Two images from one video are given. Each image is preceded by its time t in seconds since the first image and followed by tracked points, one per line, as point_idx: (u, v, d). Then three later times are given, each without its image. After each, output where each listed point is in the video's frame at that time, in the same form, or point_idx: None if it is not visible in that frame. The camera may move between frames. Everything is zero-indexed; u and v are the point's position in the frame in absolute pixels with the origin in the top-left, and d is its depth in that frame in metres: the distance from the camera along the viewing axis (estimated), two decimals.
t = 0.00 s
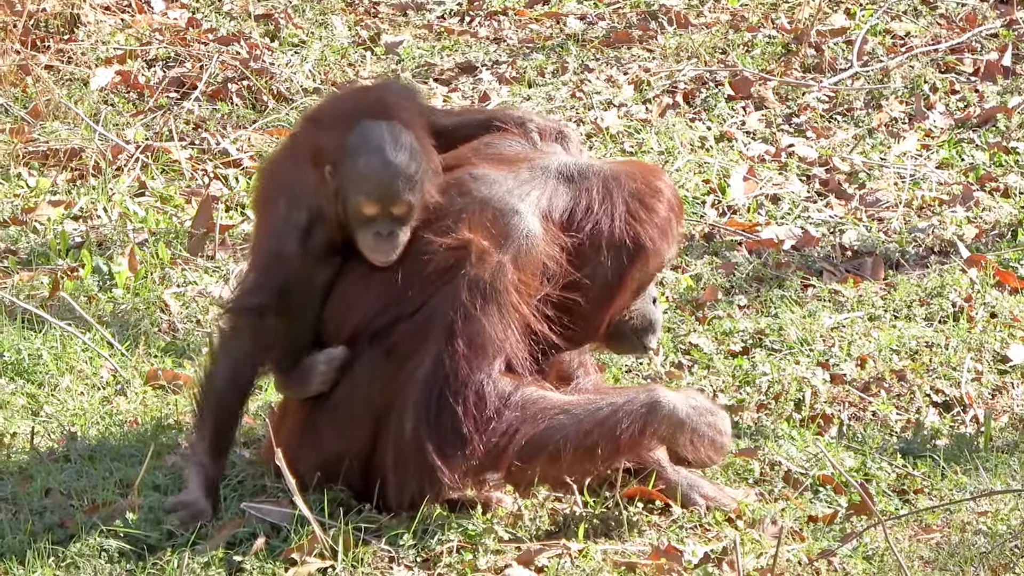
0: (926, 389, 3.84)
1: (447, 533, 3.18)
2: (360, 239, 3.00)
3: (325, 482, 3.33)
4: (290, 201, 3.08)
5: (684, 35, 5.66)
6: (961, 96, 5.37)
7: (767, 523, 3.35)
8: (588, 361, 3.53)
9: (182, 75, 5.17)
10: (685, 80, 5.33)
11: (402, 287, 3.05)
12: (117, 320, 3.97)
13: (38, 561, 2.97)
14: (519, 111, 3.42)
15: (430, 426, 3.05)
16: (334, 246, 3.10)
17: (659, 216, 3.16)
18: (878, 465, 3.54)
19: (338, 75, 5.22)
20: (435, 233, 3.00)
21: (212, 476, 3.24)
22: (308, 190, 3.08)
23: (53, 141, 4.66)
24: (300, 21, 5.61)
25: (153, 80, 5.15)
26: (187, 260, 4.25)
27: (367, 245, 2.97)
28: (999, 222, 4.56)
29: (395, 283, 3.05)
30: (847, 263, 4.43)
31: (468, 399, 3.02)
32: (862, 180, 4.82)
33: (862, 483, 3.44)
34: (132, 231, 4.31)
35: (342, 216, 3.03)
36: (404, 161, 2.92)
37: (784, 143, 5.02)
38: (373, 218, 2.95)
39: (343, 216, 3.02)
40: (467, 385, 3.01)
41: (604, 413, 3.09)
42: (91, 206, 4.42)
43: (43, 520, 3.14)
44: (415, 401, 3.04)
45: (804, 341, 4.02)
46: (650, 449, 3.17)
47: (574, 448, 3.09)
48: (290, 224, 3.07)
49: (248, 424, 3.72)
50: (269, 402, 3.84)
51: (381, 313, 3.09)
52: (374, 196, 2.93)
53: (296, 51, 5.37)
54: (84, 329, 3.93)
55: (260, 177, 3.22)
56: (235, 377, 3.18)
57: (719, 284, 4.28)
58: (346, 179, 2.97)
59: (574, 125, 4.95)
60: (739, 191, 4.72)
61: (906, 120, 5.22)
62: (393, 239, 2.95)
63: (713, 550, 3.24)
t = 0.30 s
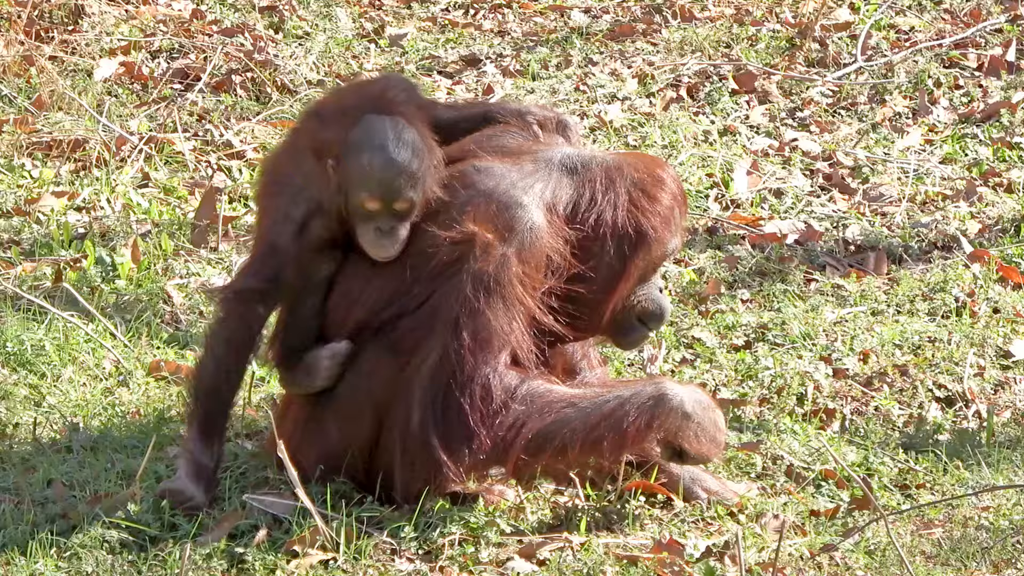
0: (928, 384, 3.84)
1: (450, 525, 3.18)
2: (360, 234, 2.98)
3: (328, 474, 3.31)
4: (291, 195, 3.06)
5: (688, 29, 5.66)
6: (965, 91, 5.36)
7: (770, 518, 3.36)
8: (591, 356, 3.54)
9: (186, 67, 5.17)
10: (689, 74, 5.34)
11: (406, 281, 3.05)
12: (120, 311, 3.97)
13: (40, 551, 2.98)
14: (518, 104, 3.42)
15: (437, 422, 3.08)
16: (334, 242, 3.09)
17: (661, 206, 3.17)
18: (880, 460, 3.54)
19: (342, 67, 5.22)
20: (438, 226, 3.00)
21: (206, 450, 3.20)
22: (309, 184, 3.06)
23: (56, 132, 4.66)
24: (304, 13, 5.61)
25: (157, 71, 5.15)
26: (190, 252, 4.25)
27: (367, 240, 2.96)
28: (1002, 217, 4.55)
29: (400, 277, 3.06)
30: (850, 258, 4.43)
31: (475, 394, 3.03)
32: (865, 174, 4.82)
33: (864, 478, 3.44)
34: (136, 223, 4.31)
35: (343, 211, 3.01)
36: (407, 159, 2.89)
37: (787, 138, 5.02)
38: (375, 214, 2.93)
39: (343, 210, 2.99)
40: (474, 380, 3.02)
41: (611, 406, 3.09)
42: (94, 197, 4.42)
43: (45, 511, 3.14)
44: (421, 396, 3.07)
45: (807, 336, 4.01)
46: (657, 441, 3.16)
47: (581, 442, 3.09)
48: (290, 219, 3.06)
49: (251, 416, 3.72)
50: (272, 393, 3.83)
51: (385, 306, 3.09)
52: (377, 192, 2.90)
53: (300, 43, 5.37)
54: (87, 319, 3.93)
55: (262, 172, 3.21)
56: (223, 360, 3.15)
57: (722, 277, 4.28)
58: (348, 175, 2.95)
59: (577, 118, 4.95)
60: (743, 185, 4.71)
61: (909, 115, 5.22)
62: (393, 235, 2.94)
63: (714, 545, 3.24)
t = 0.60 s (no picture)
0: (928, 381, 3.83)
1: (449, 522, 3.19)
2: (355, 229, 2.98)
3: (328, 471, 3.31)
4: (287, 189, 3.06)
5: (689, 26, 5.65)
6: (967, 89, 5.36)
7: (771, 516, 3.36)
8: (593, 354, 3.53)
9: (188, 62, 5.17)
10: (690, 71, 5.34)
11: (407, 280, 3.05)
12: (120, 306, 3.97)
13: (40, 546, 2.97)
14: (508, 100, 3.40)
15: (445, 422, 3.10)
16: (329, 237, 3.08)
17: (655, 194, 3.16)
18: (880, 457, 3.54)
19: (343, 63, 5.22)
20: (436, 225, 3.00)
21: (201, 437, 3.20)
22: (305, 180, 3.06)
23: (57, 127, 4.66)
24: (305, 8, 5.60)
25: (158, 66, 5.15)
26: (191, 247, 4.24)
27: (362, 235, 2.96)
28: (1003, 215, 4.55)
29: (400, 276, 3.05)
30: (851, 254, 4.42)
31: (482, 392, 3.05)
32: (866, 172, 4.82)
33: (864, 475, 3.44)
34: (137, 218, 4.31)
35: (338, 205, 3.00)
36: (405, 155, 2.89)
37: (789, 135, 5.02)
38: (370, 210, 2.93)
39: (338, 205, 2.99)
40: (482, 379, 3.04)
41: (619, 399, 3.10)
42: (95, 191, 4.42)
43: (46, 506, 3.14)
44: (429, 397, 3.08)
45: (808, 332, 4.01)
46: (669, 433, 3.17)
47: (592, 438, 3.11)
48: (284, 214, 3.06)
49: (252, 412, 3.72)
50: (273, 388, 3.83)
51: (385, 305, 3.08)
52: (373, 188, 2.90)
53: (302, 38, 5.37)
54: (88, 314, 3.93)
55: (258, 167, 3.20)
56: (214, 349, 3.15)
57: (723, 274, 4.28)
58: (345, 170, 2.94)
59: (579, 114, 4.95)
60: (744, 182, 4.72)
61: (910, 112, 5.22)
62: (389, 231, 2.94)
63: (714, 541, 3.24)
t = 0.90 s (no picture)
0: (927, 380, 3.83)
1: (447, 519, 3.19)
2: (351, 236, 3.02)
3: (326, 469, 3.33)
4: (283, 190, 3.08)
5: (688, 24, 5.66)
6: (966, 88, 5.36)
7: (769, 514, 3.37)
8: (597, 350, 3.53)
9: (186, 60, 5.17)
10: (689, 70, 5.35)
11: (408, 284, 3.04)
12: (118, 304, 3.97)
13: (38, 544, 2.97)
14: (502, 95, 3.38)
15: (453, 429, 3.09)
16: (320, 239, 3.11)
17: (651, 189, 3.13)
18: (879, 456, 3.54)
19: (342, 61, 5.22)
20: (433, 230, 2.99)
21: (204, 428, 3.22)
22: (301, 181, 3.07)
23: (56, 124, 4.65)
24: (304, 6, 5.61)
25: (157, 64, 5.15)
26: (190, 245, 4.23)
27: (358, 243, 3.00)
28: (1002, 214, 4.55)
29: (399, 281, 3.05)
30: (850, 253, 4.42)
31: (489, 398, 3.04)
32: (865, 170, 4.81)
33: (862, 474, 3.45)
34: (135, 216, 4.31)
35: (333, 210, 3.04)
36: (403, 168, 2.92)
37: (787, 133, 5.02)
38: (366, 218, 2.98)
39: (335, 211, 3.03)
40: (488, 385, 3.03)
41: (629, 403, 3.06)
42: (94, 189, 4.42)
43: (44, 503, 3.15)
44: (436, 401, 3.08)
45: (806, 332, 4.01)
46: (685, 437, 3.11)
47: (601, 444, 3.07)
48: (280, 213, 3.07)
49: (250, 410, 3.72)
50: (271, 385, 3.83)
51: (384, 308, 3.09)
52: (370, 199, 2.95)
53: (301, 36, 5.37)
54: (86, 312, 3.92)
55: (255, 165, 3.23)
56: (204, 341, 3.15)
57: (721, 273, 4.28)
58: (344, 178, 2.99)
59: (577, 113, 4.95)
60: (743, 181, 4.72)
61: (909, 111, 5.22)
62: (383, 239, 2.97)
63: (711, 540, 3.24)
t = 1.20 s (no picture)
0: (923, 380, 3.83)
1: (443, 518, 3.19)
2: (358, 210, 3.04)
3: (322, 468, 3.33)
4: (302, 156, 3.13)
5: (684, 24, 5.66)
6: (962, 88, 5.36)
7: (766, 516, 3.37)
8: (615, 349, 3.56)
9: (182, 60, 5.17)
10: (685, 70, 5.35)
11: (418, 285, 3.03)
12: (114, 303, 3.97)
13: (34, 544, 2.97)
14: (525, 95, 3.35)
15: (469, 437, 3.11)
16: (330, 216, 3.17)
17: (664, 198, 3.14)
18: (875, 456, 3.54)
19: (338, 61, 5.21)
20: (444, 228, 2.98)
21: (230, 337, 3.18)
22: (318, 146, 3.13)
23: (52, 124, 4.65)
24: (300, 6, 5.60)
25: (153, 63, 5.16)
26: (186, 244, 4.24)
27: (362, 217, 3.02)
28: (997, 213, 4.54)
29: (409, 278, 3.02)
30: (845, 254, 4.43)
31: (502, 405, 3.05)
32: (861, 171, 4.82)
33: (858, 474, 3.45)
34: (131, 215, 4.31)
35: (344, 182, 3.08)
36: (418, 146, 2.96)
37: (783, 133, 5.02)
38: (376, 190, 3.00)
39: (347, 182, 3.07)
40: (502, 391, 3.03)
41: (651, 425, 3.02)
42: (90, 188, 4.42)
43: (39, 504, 3.14)
44: (454, 408, 3.10)
45: (802, 332, 4.00)
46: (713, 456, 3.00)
47: (618, 459, 3.04)
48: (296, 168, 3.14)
49: (247, 410, 3.72)
50: (267, 385, 3.82)
51: (387, 304, 3.07)
52: (381, 171, 2.98)
53: (297, 36, 5.37)
54: (82, 311, 3.92)
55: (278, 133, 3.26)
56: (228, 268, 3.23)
57: (717, 273, 4.28)
58: (358, 148, 3.02)
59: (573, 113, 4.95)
60: (739, 181, 4.71)
61: (905, 111, 5.22)
62: (390, 217, 2.99)
63: (708, 540, 3.27)
